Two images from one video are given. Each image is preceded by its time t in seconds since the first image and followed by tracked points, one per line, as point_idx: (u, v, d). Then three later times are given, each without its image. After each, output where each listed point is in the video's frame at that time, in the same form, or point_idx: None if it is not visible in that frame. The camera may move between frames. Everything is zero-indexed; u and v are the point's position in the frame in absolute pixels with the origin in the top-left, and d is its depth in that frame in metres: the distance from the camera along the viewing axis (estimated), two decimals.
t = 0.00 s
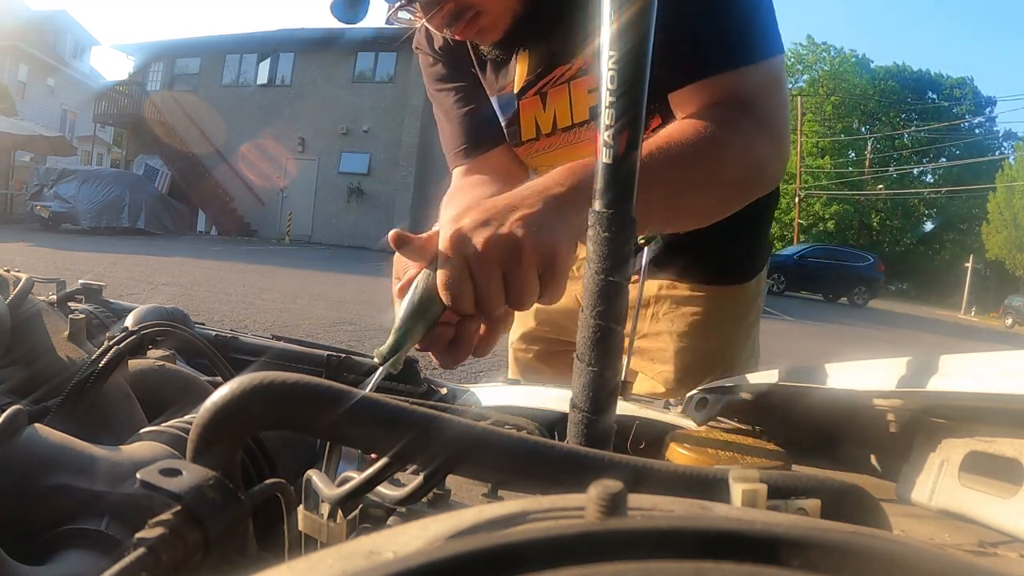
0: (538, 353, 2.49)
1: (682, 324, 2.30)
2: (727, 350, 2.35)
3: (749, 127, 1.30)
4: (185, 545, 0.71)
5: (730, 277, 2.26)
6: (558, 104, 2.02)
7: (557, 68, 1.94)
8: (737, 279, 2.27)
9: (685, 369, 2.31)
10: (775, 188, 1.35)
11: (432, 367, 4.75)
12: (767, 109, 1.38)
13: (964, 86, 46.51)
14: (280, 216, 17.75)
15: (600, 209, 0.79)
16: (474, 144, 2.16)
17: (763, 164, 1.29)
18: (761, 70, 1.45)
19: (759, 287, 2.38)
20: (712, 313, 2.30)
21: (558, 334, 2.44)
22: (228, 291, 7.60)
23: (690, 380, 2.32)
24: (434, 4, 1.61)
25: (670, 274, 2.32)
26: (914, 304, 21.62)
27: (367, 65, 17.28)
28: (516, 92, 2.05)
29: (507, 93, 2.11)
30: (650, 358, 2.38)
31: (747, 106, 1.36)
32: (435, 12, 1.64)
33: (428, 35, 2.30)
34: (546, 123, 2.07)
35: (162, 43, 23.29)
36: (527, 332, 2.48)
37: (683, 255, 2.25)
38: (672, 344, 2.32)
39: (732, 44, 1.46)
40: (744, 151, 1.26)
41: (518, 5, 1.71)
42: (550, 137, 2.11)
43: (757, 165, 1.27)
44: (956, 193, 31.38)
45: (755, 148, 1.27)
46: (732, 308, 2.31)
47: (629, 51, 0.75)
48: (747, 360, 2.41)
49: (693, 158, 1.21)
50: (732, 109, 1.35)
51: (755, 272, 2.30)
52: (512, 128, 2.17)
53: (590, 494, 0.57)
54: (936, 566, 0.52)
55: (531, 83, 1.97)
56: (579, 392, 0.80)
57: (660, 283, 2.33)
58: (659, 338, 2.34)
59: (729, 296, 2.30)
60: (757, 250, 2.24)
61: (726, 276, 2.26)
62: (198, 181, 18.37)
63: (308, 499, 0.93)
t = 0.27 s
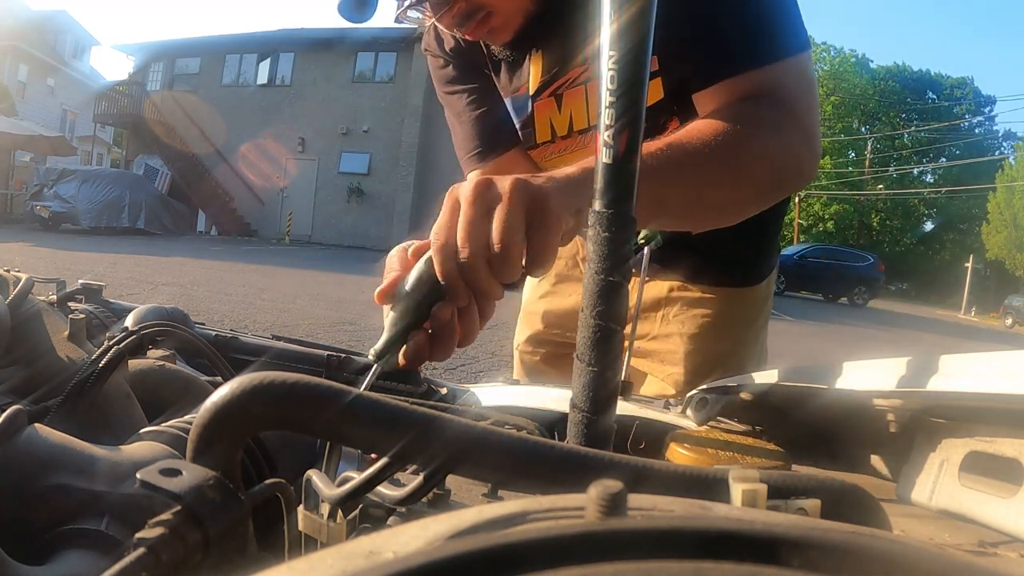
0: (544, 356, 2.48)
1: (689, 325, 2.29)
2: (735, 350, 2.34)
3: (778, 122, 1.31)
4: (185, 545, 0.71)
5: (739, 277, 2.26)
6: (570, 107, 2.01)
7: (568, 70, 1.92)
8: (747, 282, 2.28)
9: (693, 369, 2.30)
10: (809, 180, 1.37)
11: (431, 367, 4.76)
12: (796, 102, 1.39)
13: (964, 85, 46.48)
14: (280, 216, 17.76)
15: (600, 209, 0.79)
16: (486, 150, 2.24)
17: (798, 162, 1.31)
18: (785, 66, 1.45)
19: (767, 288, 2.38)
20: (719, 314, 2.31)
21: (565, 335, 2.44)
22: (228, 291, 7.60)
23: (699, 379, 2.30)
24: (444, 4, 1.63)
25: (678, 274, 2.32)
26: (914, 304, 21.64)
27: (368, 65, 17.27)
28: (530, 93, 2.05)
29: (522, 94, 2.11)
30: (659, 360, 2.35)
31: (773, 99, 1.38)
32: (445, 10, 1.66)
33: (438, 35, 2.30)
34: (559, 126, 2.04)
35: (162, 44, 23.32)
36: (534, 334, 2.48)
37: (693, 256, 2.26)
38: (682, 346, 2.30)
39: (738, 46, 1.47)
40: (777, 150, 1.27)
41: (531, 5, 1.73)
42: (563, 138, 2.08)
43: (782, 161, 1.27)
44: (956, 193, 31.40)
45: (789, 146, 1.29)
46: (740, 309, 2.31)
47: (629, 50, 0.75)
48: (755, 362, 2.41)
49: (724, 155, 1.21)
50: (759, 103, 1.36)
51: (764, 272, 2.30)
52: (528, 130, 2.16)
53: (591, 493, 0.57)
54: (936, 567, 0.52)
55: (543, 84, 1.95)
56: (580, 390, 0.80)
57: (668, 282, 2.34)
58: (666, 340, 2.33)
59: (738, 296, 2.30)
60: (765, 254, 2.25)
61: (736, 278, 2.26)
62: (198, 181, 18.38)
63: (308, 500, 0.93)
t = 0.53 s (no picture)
0: (544, 357, 2.47)
1: (690, 325, 2.29)
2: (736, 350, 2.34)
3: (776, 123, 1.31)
4: (184, 545, 0.71)
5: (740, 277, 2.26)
6: (570, 109, 2.03)
7: (568, 72, 1.94)
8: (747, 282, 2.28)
9: (693, 370, 2.29)
10: (809, 179, 1.37)
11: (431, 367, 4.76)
12: (793, 104, 1.39)
13: (964, 84, 46.54)
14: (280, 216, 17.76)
15: (600, 209, 0.79)
16: (489, 149, 2.13)
17: (798, 162, 1.31)
18: (782, 68, 1.45)
19: (767, 288, 2.38)
20: (719, 313, 2.30)
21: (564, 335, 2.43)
22: (228, 291, 7.60)
23: (700, 379, 2.30)
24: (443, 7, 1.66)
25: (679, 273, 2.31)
26: (914, 304, 21.62)
27: (368, 65, 17.26)
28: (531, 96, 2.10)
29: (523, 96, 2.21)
30: (660, 360, 2.35)
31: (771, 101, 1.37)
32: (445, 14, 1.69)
33: (438, 37, 2.29)
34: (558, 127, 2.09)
35: (162, 43, 23.29)
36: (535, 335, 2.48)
37: (693, 256, 2.25)
38: (683, 346, 2.30)
39: (738, 47, 1.47)
40: (777, 151, 1.27)
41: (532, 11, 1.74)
42: (564, 140, 2.11)
43: (782, 163, 1.27)
44: (957, 193, 31.38)
45: (788, 146, 1.29)
46: (741, 308, 2.31)
47: (629, 51, 0.75)
48: (755, 361, 2.41)
49: (724, 161, 1.22)
50: (756, 105, 1.36)
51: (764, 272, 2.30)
52: (527, 131, 2.24)
53: (591, 494, 0.56)
54: (937, 567, 0.52)
55: (543, 87, 2.00)
56: (580, 390, 0.80)
57: (668, 282, 2.34)
58: (667, 339, 2.33)
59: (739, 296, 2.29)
60: (764, 253, 2.25)
61: (737, 277, 2.26)
62: (198, 181, 18.38)
63: (308, 500, 0.93)
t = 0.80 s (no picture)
0: (546, 357, 2.48)
1: (692, 325, 2.30)
2: (739, 350, 2.34)
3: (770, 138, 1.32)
4: (184, 545, 0.71)
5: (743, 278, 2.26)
6: (573, 113, 2.02)
7: (571, 76, 1.92)
8: (748, 281, 2.27)
9: (695, 370, 2.30)
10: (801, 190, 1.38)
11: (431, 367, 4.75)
12: (788, 116, 1.40)
13: (965, 84, 46.51)
14: (280, 216, 17.77)
15: (600, 209, 0.79)
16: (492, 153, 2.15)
17: (790, 176, 1.32)
18: (780, 77, 1.45)
19: (770, 288, 2.38)
20: (722, 314, 2.30)
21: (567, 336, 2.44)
22: (228, 291, 7.60)
23: (702, 379, 2.30)
24: (447, 7, 1.65)
25: (682, 274, 2.32)
26: (914, 304, 21.62)
27: (367, 65, 17.25)
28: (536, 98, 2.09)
29: (526, 99, 2.19)
30: (663, 360, 2.36)
31: (768, 114, 1.37)
32: (449, 15, 1.68)
33: (442, 41, 2.31)
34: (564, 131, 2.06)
35: (162, 43, 23.30)
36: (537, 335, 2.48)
37: (696, 257, 2.26)
38: (686, 346, 2.30)
39: (737, 48, 1.47)
40: (775, 167, 1.28)
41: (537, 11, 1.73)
42: (569, 144, 2.08)
43: (779, 178, 1.28)
44: (957, 192, 31.38)
45: (782, 159, 1.30)
46: (744, 309, 2.30)
47: (629, 52, 0.75)
48: (757, 361, 2.41)
49: (727, 177, 1.22)
50: (755, 118, 1.36)
51: (768, 273, 2.30)
52: (532, 135, 2.22)
53: (590, 494, 0.57)
54: (936, 566, 0.52)
55: (548, 89, 1.99)
56: (580, 390, 0.80)
57: (671, 283, 2.34)
58: (669, 340, 2.33)
59: (743, 297, 2.28)
60: (768, 254, 2.25)
61: (737, 277, 2.26)
62: (198, 181, 18.38)
63: (307, 499, 0.93)
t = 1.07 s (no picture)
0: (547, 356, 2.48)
1: (694, 325, 2.30)
2: (740, 350, 2.33)
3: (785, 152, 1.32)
4: (185, 545, 0.71)
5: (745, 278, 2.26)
6: (579, 116, 2.02)
7: (576, 79, 1.92)
8: (748, 281, 2.27)
9: (698, 370, 2.29)
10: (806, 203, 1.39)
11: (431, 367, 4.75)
12: (795, 131, 1.40)
13: (965, 84, 46.49)
14: (280, 216, 17.77)
15: (600, 210, 0.79)
16: (491, 149, 2.17)
17: (796, 195, 1.33)
18: (785, 85, 1.45)
19: (772, 289, 2.38)
20: (724, 314, 2.29)
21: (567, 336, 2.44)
22: (228, 291, 7.60)
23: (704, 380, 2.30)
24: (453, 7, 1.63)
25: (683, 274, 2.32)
26: (915, 305, 21.62)
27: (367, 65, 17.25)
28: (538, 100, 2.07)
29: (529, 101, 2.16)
30: (664, 360, 2.36)
31: (777, 128, 1.37)
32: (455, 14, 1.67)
33: (443, 39, 2.32)
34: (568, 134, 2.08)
35: (161, 43, 23.30)
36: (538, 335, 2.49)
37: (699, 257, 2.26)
38: (687, 346, 2.30)
39: (738, 48, 1.49)
40: (783, 186, 1.28)
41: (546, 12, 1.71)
42: (572, 146, 2.11)
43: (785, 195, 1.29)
44: (957, 192, 31.39)
45: (792, 177, 1.30)
46: (747, 309, 2.30)
47: (628, 52, 0.75)
48: (759, 361, 2.41)
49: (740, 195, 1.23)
50: (763, 133, 1.36)
51: (769, 273, 2.30)
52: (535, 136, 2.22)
53: (590, 493, 0.56)
54: (937, 567, 0.52)
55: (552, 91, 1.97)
56: (579, 391, 0.80)
57: (672, 283, 2.35)
58: (671, 340, 2.34)
59: (744, 297, 2.28)
60: (770, 253, 2.25)
61: (737, 277, 2.25)
62: (198, 181, 18.39)
63: (307, 500, 0.93)
